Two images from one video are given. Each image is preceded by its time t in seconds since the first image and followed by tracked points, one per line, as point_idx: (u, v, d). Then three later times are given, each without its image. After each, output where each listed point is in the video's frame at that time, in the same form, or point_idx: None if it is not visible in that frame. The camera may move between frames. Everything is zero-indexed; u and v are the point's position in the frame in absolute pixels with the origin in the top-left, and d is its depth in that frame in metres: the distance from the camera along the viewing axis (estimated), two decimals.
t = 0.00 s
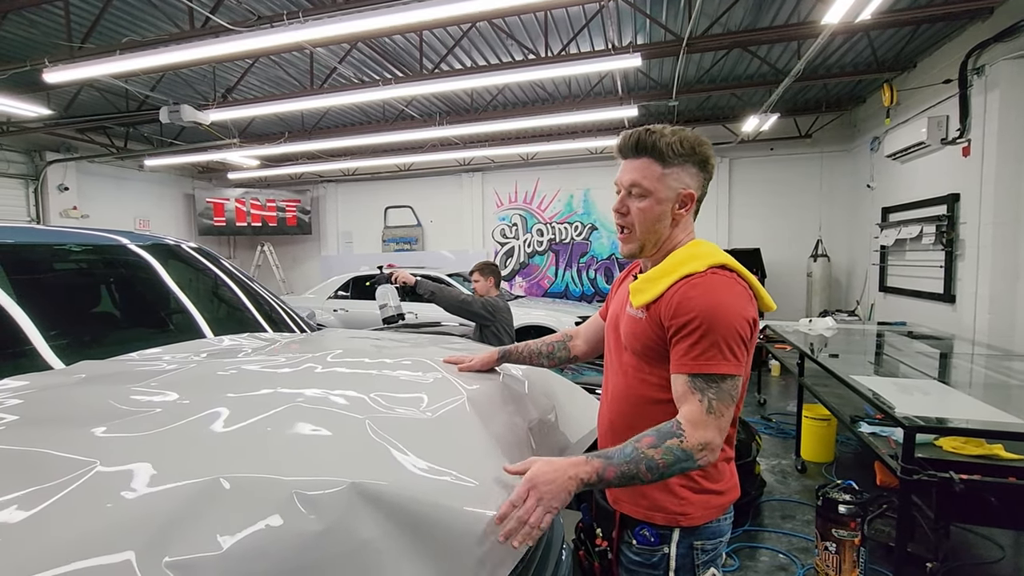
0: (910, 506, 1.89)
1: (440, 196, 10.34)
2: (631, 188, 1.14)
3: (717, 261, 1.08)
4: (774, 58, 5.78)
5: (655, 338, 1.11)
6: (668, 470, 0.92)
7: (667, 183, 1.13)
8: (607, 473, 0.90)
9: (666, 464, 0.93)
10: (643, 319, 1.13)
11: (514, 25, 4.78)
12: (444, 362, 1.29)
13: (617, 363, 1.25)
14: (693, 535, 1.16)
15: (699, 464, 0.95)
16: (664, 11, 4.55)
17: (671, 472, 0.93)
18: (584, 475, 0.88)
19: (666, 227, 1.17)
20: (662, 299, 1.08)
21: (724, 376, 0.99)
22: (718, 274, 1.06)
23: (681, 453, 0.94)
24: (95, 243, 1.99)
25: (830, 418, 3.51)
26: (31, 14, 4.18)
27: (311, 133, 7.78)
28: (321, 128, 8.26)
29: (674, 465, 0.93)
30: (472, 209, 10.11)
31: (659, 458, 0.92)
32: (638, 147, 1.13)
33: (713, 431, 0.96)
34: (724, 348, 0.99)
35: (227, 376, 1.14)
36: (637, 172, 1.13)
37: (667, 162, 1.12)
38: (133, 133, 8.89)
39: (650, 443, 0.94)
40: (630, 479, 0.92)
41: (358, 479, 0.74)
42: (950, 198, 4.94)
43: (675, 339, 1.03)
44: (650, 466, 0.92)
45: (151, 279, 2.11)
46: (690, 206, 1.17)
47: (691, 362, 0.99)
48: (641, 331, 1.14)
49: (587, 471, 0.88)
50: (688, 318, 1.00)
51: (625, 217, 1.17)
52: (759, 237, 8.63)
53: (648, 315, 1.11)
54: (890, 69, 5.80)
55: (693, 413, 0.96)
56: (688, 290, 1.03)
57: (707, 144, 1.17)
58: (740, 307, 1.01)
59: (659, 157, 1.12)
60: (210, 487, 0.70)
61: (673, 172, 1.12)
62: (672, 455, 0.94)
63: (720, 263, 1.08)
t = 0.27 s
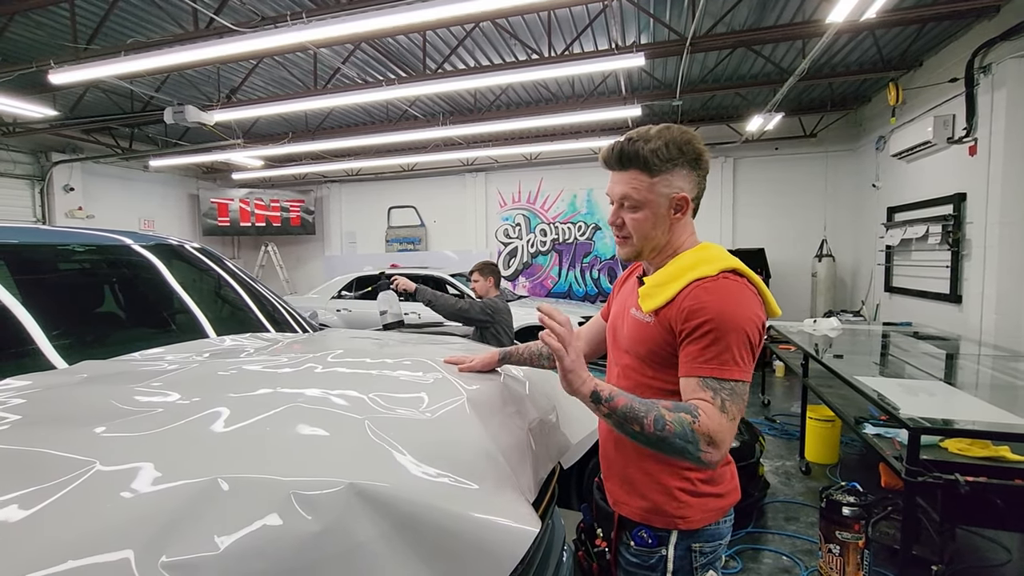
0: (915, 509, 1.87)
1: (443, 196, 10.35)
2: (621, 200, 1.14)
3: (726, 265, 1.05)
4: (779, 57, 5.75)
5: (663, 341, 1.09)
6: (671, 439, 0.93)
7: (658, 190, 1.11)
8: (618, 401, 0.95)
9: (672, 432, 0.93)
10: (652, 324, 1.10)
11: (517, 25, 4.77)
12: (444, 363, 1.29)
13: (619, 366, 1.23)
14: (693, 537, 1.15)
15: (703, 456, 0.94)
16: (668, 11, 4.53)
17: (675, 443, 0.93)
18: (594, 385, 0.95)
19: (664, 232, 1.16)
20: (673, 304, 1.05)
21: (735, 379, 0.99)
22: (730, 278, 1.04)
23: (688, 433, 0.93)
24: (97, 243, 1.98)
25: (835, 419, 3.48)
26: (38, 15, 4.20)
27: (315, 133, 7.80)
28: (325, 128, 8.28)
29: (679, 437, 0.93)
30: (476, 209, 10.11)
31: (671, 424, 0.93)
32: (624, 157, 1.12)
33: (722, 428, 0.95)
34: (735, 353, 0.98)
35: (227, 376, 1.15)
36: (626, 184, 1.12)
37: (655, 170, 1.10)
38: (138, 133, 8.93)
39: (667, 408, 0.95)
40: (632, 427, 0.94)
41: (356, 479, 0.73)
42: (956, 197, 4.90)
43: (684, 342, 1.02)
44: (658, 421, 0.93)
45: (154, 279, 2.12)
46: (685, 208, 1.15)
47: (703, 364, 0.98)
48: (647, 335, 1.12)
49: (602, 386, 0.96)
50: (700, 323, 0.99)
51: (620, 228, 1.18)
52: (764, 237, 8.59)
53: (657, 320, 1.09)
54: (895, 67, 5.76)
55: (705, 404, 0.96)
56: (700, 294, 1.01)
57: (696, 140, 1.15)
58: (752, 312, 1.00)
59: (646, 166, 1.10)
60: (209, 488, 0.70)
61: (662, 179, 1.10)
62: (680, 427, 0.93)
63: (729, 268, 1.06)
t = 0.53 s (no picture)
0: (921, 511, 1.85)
1: (446, 196, 10.35)
2: (630, 192, 1.11)
3: (733, 262, 1.05)
4: (783, 55, 5.71)
5: (668, 338, 1.07)
6: (657, 438, 0.89)
7: (669, 183, 1.09)
8: (600, 407, 0.94)
9: (660, 433, 0.90)
10: (655, 321, 1.09)
11: (519, 24, 4.76)
12: (444, 363, 1.27)
13: (620, 365, 1.22)
14: (694, 541, 1.13)
15: (693, 454, 0.90)
16: (671, 9, 4.50)
17: (661, 445, 0.90)
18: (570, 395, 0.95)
19: (671, 228, 1.14)
20: (677, 299, 1.04)
21: (734, 375, 0.95)
22: (735, 274, 1.02)
23: (676, 431, 0.90)
24: (97, 242, 1.98)
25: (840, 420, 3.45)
26: (41, 15, 4.21)
27: (317, 133, 7.81)
28: (327, 128, 8.28)
29: (667, 436, 0.90)
30: (479, 209, 10.11)
31: (655, 425, 0.90)
32: (635, 148, 1.09)
33: (716, 424, 0.92)
34: (743, 348, 0.96)
35: (225, 376, 1.13)
36: (636, 175, 1.09)
37: (667, 162, 1.09)
38: (142, 133, 8.96)
39: (653, 405, 0.92)
40: (617, 432, 0.92)
41: (350, 481, 0.72)
42: (963, 196, 4.86)
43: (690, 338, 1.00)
44: (643, 424, 0.90)
45: (157, 280, 2.12)
46: (693, 204, 1.14)
47: (704, 357, 0.95)
48: (651, 333, 1.10)
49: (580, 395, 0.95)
50: (707, 315, 0.96)
51: (628, 222, 1.14)
52: (768, 237, 8.55)
53: (661, 316, 1.08)
54: (901, 65, 5.71)
55: (700, 398, 0.92)
56: (705, 288, 0.99)
57: (707, 138, 1.14)
58: (759, 307, 0.99)
59: (657, 157, 1.08)
60: (201, 490, 0.69)
61: (674, 172, 1.09)
62: (667, 426, 0.90)
63: (736, 265, 1.05)
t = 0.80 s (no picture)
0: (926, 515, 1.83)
1: (449, 195, 10.34)
2: (630, 185, 1.09)
3: (728, 260, 1.02)
4: (787, 54, 5.67)
5: (663, 342, 1.04)
6: (689, 474, 0.95)
7: (669, 175, 1.08)
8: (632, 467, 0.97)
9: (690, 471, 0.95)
10: (651, 325, 1.07)
11: (522, 22, 4.74)
12: (442, 363, 1.26)
13: (618, 368, 1.20)
14: (692, 547, 1.11)
15: (726, 470, 0.95)
16: (674, 7, 4.48)
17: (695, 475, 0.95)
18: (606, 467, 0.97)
19: (670, 222, 1.12)
20: (673, 302, 1.01)
21: (746, 383, 0.95)
22: (732, 274, 1.00)
23: (705, 460, 0.94)
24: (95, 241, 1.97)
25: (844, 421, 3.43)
26: (43, 15, 4.22)
27: (320, 133, 7.81)
28: (330, 128, 8.28)
29: (697, 470, 0.95)
30: (482, 209, 10.10)
31: (683, 464, 0.95)
32: (635, 140, 1.08)
33: (740, 439, 0.94)
34: (741, 354, 0.94)
35: (221, 376, 1.13)
36: (636, 167, 1.08)
37: (667, 155, 1.08)
38: (146, 133, 8.99)
39: (675, 448, 0.96)
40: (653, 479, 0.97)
41: (344, 483, 0.71)
42: (969, 196, 4.81)
43: (687, 345, 0.98)
44: (673, 468, 0.95)
45: (157, 280, 2.12)
46: (692, 198, 1.13)
47: (709, 373, 0.95)
48: (646, 337, 1.08)
49: (611, 463, 0.97)
50: (701, 322, 0.94)
51: (627, 215, 1.12)
52: (772, 237, 8.50)
53: (656, 320, 1.05)
54: (907, 63, 5.67)
55: (716, 422, 0.94)
56: (702, 292, 0.97)
57: (706, 134, 1.14)
58: (758, 308, 0.96)
59: (658, 149, 1.07)
60: (191, 492, 0.68)
61: (673, 164, 1.08)
62: (696, 460, 0.95)
63: (730, 264, 1.02)
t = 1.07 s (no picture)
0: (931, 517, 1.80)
1: (452, 195, 10.34)
2: (634, 177, 1.06)
3: (731, 254, 1.00)
4: (791, 52, 5.63)
5: (666, 339, 1.02)
6: (695, 480, 0.91)
7: (673, 168, 1.06)
8: (635, 477, 0.94)
9: (694, 474, 0.91)
10: (653, 322, 1.04)
11: (524, 21, 4.73)
12: (440, 363, 1.25)
13: (618, 368, 1.18)
14: (695, 551, 1.09)
15: (735, 472, 0.91)
16: (677, 5, 4.45)
17: (702, 480, 0.91)
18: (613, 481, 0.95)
19: (673, 216, 1.09)
20: (678, 296, 0.99)
21: (754, 377, 0.92)
22: (737, 267, 0.98)
23: (710, 462, 0.91)
24: (94, 239, 1.97)
25: (849, 422, 3.39)
26: (46, 15, 4.24)
27: (322, 133, 7.81)
28: (332, 128, 8.28)
29: (702, 475, 0.91)
30: (485, 208, 10.09)
31: (688, 471, 0.91)
32: (640, 131, 1.05)
33: (746, 438, 0.90)
34: (748, 349, 0.92)
35: (215, 375, 1.11)
36: (640, 159, 1.05)
37: (670, 147, 1.06)
38: (149, 133, 9.01)
39: (677, 452, 0.93)
40: (659, 487, 0.93)
41: (334, 485, 0.70)
42: (976, 194, 4.76)
43: (692, 340, 0.96)
44: (677, 474, 0.92)
45: (158, 279, 2.11)
46: (693, 192, 1.11)
47: (715, 368, 0.92)
48: (648, 334, 1.06)
49: (616, 477, 0.95)
50: (708, 316, 0.92)
51: (630, 209, 1.08)
52: (776, 236, 8.45)
53: (660, 316, 1.03)
54: (913, 61, 5.61)
55: (720, 420, 0.91)
56: (707, 286, 0.95)
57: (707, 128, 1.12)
58: (764, 302, 0.94)
59: (662, 141, 1.05)
60: (179, 492, 0.67)
61: (677, 156, 1.06)
62: (700, 464, 0.91)
63: (734, 258, 1.00)
